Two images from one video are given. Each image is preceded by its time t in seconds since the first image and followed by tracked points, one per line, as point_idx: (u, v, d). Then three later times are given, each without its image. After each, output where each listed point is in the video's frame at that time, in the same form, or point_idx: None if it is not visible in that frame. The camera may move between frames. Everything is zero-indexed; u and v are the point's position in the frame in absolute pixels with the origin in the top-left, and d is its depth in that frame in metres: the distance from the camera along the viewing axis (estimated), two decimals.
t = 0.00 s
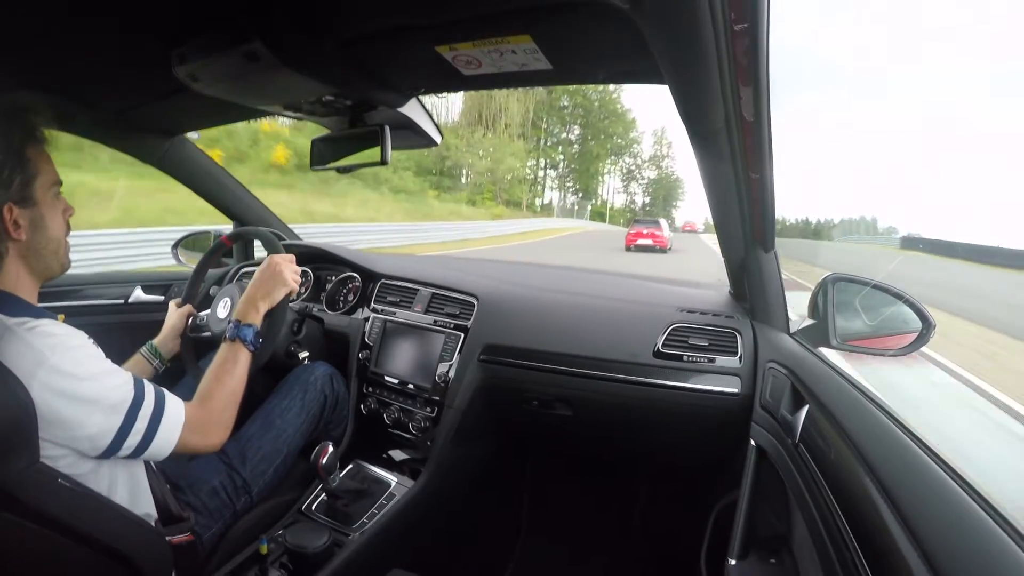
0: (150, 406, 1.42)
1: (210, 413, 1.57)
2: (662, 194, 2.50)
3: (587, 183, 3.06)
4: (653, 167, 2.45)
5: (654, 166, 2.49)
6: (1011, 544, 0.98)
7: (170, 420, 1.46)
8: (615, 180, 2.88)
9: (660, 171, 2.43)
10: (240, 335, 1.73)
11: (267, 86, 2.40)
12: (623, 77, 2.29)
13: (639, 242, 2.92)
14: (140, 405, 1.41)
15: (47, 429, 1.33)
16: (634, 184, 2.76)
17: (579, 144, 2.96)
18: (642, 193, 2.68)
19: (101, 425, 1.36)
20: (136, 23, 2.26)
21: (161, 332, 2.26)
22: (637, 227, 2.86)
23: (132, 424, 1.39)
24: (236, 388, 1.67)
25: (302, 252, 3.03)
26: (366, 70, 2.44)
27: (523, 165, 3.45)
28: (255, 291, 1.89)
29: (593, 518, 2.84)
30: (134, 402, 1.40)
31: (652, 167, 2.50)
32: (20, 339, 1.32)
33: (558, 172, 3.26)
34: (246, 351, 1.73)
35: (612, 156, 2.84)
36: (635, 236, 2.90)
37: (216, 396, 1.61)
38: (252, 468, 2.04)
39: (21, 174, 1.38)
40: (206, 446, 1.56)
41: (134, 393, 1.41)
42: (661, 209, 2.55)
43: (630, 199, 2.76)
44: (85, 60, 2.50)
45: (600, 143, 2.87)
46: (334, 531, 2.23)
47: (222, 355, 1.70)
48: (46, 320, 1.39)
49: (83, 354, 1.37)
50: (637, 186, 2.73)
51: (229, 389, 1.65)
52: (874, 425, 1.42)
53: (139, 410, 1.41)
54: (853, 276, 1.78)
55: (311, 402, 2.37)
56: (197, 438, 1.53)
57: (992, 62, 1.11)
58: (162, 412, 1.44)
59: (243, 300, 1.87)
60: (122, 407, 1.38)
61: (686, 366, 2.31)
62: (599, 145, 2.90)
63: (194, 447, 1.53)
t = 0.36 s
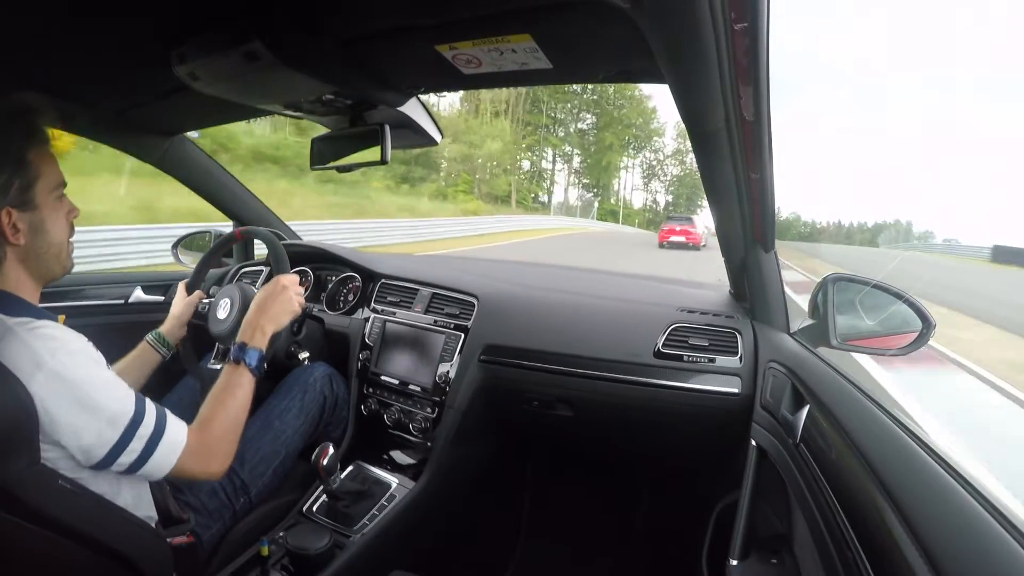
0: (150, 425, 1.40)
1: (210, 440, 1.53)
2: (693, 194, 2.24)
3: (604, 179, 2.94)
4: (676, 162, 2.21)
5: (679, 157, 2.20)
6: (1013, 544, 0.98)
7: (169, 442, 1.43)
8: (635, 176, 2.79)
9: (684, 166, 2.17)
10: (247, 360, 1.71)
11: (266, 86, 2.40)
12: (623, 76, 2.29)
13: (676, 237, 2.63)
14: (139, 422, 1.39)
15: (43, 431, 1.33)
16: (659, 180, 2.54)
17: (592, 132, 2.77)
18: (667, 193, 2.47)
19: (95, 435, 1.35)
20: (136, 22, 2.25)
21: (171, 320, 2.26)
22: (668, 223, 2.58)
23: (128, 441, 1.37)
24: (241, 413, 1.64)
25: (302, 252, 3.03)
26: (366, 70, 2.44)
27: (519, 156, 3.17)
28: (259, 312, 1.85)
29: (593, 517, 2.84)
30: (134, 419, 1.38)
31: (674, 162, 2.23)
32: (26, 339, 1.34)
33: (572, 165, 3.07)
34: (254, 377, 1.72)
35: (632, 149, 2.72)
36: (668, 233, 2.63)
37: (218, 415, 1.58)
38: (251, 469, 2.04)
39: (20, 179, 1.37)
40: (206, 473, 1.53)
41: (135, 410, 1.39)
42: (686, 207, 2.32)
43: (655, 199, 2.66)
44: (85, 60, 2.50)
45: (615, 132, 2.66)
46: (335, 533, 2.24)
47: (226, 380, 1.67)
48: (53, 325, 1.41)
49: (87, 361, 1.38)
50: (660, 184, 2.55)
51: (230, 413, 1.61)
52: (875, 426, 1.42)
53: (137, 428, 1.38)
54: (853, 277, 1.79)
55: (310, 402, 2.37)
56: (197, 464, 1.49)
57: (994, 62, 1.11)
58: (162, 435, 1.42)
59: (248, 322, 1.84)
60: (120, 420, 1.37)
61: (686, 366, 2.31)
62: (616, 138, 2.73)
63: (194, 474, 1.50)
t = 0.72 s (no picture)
0: (137, 446, 1.42)
1: (196, 472, 1.54)
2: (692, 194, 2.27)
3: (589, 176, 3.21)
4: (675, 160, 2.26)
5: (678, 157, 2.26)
6: (1015, 542, 0.98)
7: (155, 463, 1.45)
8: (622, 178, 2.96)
9: (684, 165, 2.19)
10: (238, 398, 1.74)
11: (266, 87, 2.40)
12: (624, 77, 2.29)
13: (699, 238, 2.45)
14: (127, 439, 1.41)
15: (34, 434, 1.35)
16: (657, 178, 2.65)
17: (578, 120, 2.90)
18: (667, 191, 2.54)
19: (80, 445, 1.36)
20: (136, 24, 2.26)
21: (179, 301, 2.37)
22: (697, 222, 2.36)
23: (113, 456, 1.39)
24: (228, 449, 1.65)
25: (302, 254, 3.03)
26: (365, 71, 2.44)
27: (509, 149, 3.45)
28: (253, 349, 1.87)
29: (593, 518, 2.85)
30: (121, 438, 1.40)
31: (675, 159, 2.27)
32: (27, 339, 1.36)
33: (559, 159, 3.37)
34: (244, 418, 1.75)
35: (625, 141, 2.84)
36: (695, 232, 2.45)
37: (205, 449, 1.59)
38: (247, 465, 2.03)
39: (10, 186, 1.37)
40: (188, 508, 1.52)
41: (124, 429, 1.41)
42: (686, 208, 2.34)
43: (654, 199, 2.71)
44: (85, 62, 2.50)
45: (602, 118, 2.77)
46: (336, 534, 2.23)
47: (216, 416, 1.68)
48: (55, 329, 1.43)
49: (82, 369, 1.39)
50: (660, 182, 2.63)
51: (216, 447, 1.62)
52: (876, 425, 1.42)
53: (124, 446, 1.40)
54: (853, 276, 1.79)
55: (309, 403, 2.36)
56: (181, 491, 1.50)
57: (993, 61, 1.11)
58: (147, 456, 1.44)
59: (242, 358, 1.85)
60: (107, 434, 1.38)
61: (686, 366, 2.30)
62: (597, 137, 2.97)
63: (178, 507, 1.50)
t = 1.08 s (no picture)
0: (123, 448, 1.44)
1: (180, 481, 1.55)
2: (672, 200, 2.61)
3: (547, 178, 3.08)
4: (654, 163, 2.65)
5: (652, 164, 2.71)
6: (1017, 541, 0.97)
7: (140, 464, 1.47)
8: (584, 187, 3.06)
9: (660, 169, 2.64)
10: (225, 412, 1.72)
11: (265, 87, 2.39)
12: (625, 76, 2.28)
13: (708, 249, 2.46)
14: (113, 441, 1.42)
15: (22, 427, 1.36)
16: (628, 182, 2.94)
17: (537, 114, 2.73)
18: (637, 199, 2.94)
19: (66, 444, 1.38)
20: (134, 23, 2.25)
21: (188, 289, 2.36)
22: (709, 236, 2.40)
23: (98, 457, 1.40)
24: (214, 460, 1.65)
25: (302, 254, 3.03)
26: (365, 70, 2.43)
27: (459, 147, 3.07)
28: (241, 364, 1.83)
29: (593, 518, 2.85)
30: (107, 439, 1.42)
31: (650, 162, 2.73)
32: (24, 336, 1.38)
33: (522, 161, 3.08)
34: (229, 432, 1.73)
35: (593, 141, 2.91)
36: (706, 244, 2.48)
37: (189, 459, 1.59)
38: (241, 462, 2.04)
39: (11, 189, 1.38)
40: (168, 516, 1.53)
41: (111, 431, 1.43)
42: (660, 213, 2.76)
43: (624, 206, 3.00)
44: (84, 62, 2.50)
45: (564, 113, 2.71)
46: (338, 535, 2.23)
47: (201, 427, 1.67)
48: (52, 327, 1.45)
49: (75, 369, 1.41)
50: (630, 188, 2.95)
51: (202, 458, 1.62)
52: (877, 425, 1.41)
53: (109, 447, 1.42)
54: (853, 275, 1.81)
55: (308, 402, 2.36)
56: (162, 499, 1.51)
57: (989, 61, 1.12)
58: (132, 458, 1.45)
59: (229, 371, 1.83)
60: (94, 435, 1.40)
61: (687, 365, 2.30)
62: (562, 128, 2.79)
63: (160, 514, 1.51)
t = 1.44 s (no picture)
0: (118, 445, 1.44)
1: (174, 480, 1.54)
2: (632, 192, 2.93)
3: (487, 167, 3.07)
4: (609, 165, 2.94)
5: (609, 157, 2.97)
6: (1016, 539, 0.98)
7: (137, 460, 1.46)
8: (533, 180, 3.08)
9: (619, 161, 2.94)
10: (215, 415, 1.71)
11: (265, 88, 2.39)
12: (625, 76, 2.28)
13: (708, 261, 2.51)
14: (109, 438, 1.43)
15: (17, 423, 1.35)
16: (582, 177, 3.04)
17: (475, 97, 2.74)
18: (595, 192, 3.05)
19: (62, 440, 1.37)
20: (134, 24, 2.25)
21: (194, 279, 2.32)
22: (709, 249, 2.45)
23: (94, 452, 1.40)
24: (206, 460, 1.64)
25: (303, 255, 3.04)
26: (364, 70, 2.43)
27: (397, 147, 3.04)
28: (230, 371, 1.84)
29: (594, 517, 2.85)
30: (103, 436, 1.42)
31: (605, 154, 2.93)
32: (21, 333, 1.39)
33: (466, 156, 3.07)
34: (219, 434, 1.73)
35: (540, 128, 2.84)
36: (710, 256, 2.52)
37: (181, 458, 1.58)
38: (238, 457, 2.05)
39: (8, 187, 1.39)
40: (163, 517, 1.51)
41: (107, 428, 1.43)
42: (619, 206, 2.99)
43: (581, 201, 3.09)
44: (84, 63, 2.50)
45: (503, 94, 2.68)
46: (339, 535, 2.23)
47: (192, 429, 1.67)
48: (49, 325, 1.46)
49: (71, 366, 1.42)
50: (586, 182, 3.05)
51: (194, 458, 1.61)
52: (878, 424, 1.41)
53: (106, 443, 1.42)
54: (853, 273, 1.81)
55: (309, 401, 2.36)
56: (156, 498, 1.49)
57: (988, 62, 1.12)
58: (129, 454, 1.45)
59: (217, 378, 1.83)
60: (89, 432, 1.40)
61: (686, 364, 2.30)
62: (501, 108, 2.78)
63: (155, 514, 1.50)
